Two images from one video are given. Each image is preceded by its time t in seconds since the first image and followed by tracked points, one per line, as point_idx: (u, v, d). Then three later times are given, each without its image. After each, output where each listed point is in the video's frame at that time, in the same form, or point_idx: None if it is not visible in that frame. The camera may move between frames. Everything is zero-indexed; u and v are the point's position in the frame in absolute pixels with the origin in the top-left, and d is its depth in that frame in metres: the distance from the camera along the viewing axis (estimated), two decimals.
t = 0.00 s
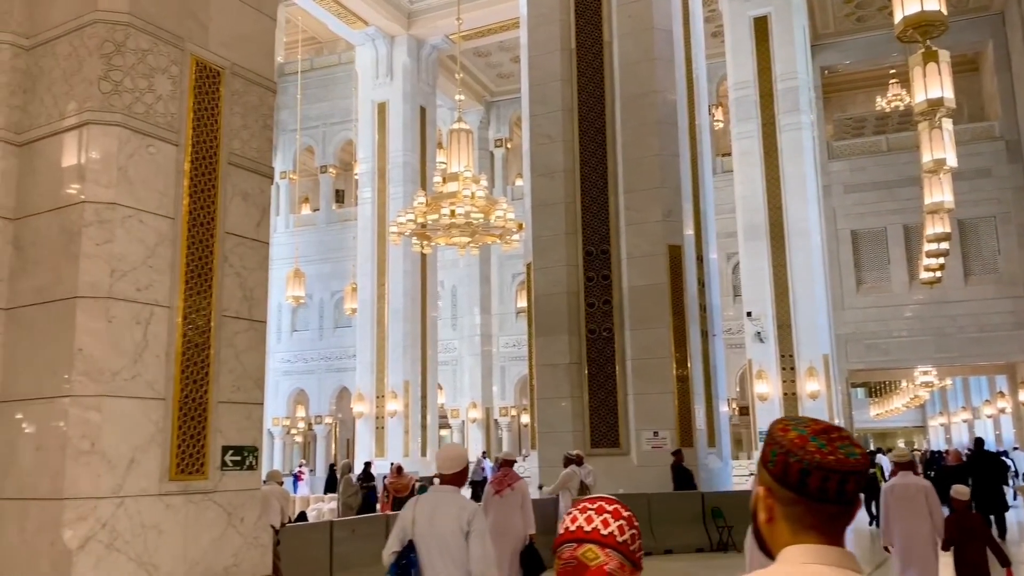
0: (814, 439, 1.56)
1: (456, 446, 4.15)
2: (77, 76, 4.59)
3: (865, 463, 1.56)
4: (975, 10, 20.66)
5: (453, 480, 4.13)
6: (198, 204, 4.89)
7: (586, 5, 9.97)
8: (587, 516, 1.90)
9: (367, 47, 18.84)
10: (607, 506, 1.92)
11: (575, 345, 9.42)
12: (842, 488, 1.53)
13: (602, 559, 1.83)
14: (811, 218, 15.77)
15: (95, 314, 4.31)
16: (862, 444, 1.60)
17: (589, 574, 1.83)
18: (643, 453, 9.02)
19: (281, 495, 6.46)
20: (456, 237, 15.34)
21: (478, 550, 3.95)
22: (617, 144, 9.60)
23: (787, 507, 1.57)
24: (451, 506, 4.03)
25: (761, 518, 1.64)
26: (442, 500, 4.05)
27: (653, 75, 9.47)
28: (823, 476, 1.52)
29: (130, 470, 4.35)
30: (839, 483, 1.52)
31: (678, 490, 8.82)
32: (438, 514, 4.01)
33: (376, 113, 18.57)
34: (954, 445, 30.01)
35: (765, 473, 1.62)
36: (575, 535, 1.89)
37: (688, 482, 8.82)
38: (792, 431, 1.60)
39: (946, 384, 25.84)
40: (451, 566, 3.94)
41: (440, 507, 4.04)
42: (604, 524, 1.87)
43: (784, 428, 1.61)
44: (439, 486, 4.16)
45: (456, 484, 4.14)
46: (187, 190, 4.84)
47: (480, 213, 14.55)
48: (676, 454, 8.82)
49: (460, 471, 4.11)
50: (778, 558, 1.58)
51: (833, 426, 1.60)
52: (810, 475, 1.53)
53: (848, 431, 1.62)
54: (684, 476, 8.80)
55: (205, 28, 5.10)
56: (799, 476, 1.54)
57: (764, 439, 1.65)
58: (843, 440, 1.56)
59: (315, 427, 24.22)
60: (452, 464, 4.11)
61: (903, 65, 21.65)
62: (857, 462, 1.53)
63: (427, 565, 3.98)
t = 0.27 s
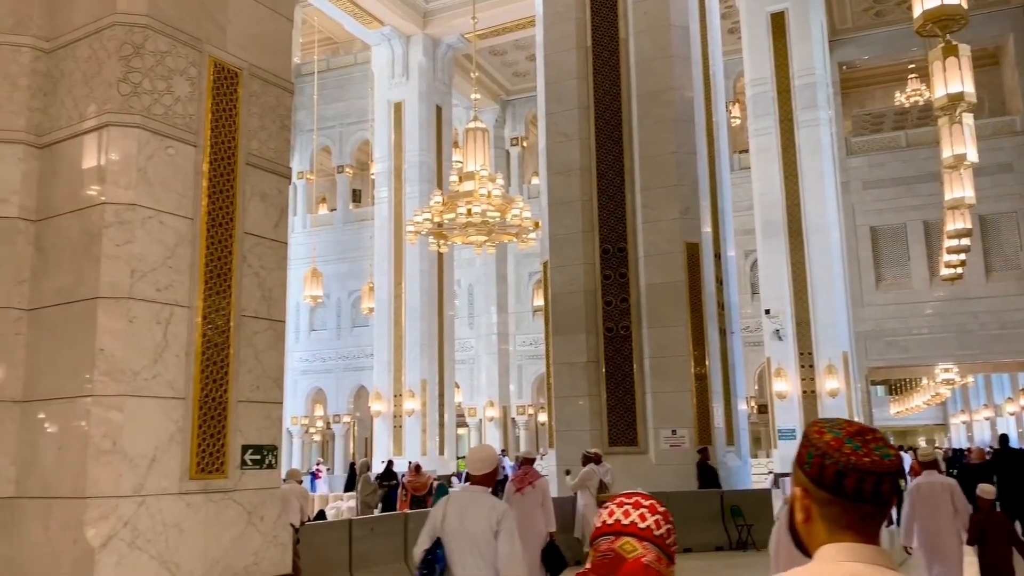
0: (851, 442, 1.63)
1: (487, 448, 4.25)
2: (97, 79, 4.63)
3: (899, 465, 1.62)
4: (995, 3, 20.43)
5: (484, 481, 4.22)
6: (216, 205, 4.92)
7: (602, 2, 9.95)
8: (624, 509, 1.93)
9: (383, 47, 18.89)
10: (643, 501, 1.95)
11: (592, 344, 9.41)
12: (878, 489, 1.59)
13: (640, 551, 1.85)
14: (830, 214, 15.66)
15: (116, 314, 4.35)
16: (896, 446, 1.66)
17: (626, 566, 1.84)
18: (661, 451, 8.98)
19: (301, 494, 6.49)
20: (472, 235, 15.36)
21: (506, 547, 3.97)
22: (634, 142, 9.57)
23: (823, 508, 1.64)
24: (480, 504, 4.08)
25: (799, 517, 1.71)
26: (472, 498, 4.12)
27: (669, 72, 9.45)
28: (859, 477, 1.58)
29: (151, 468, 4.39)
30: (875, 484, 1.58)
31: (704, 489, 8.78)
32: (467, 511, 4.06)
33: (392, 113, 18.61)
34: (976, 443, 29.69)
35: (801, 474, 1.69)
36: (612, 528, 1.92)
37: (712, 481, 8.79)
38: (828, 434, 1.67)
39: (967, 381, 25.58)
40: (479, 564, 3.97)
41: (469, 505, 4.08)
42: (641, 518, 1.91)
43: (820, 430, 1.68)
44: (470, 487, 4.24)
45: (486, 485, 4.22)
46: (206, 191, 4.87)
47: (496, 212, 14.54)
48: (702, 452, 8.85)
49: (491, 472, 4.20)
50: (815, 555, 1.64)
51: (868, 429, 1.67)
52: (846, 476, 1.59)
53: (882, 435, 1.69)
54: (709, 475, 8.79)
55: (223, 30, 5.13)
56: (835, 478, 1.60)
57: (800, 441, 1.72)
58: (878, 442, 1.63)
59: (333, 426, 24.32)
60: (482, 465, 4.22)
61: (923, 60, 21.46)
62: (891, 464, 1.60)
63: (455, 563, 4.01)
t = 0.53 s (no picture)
0: (881, 446, 1.61)
1: (522, 450, 4.32)
2: (118, 81, 4.67)
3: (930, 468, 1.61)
4: None
5: (517, 481, 4.26)
6: (237, 205, 4.95)
7: None
8: (664, 506, 1.89)
9: (399, 47, 18.93)
10: (683, 499, 1.91)
11: (610, 342, 9.39)
12: (908, 493, 1.58)
13: (681, 547, 1.80)
14: (850, 211, 15.54)
15: (138, 314, 4.39)
16: (928, 450, 1.64)
17: (669, 561, 1.78)
18: (680, 450, 8.95)
19: (321, 492, 6.52)
20: (490, 235, 15.37)
21: (542, 548, 4.00)
22: (651, 139, 9.54)
23: (854, 509, 1.63)
24: (516, 504, 4.11)
25: (830, 518, 1.71)
26: (508, 499, 4.14)
27: (687, 69, 9.42)
28: (889, 481, 1.58)
29: (174, 467, 4.42)
30: (905, 488, 1.57)
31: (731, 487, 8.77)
32: (503, 510, 4.09)
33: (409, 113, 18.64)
34: (1000, 441, 29.36)
35: (832, 476, 1.68)
36: (653, 524, 1.87)
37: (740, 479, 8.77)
38: (859, 438, 1.66)
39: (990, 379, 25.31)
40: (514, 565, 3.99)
41: (505, 505, 4.11)
42: (682, 515, 1.87)
43: (851, 435, 1.67)
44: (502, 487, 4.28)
45: (519, 486, 4.27)
46: (226, 192, 4.90)
47: (514, 210, 14.54)
48: (731, 451, 8.84)
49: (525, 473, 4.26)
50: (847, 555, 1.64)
51: (899, 433, 1.66)
52: (876, 480, 1.58)
53: (915, 438, 1.67)
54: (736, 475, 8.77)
55: (242, 31, 5.16)
56: (865, 481, 1.60)
57: (831, 445, 1.71)
58: (910, 446, 1.61)
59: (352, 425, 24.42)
60: (515, 467, 4.28)
61: (944, 54, 21.26)
62: (920, 468, 1.58)
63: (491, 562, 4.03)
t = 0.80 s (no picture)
0: (912, 437, 1.59)
1: (564, 445, 4.27)
2: (146, 84, 4.73)
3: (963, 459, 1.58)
4: None
5: (559, 477, 4.21)
6: (263, 205, 4.99)
7: None
8: (718, 507, 1.89)
9: (423, 47, 18.98)
10: (735, 499, 1.91)
11: (636, 340, 9.35)
12: (938, 482, 1.56)
13: (736, 546, 1.81)
14: (878, 206, 15.35)
15: (167, 314, 4.44)
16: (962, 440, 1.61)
17: (723, 560, 1.80)
18: (707, 448, 8.90)
19: (348, 490, 6.55)
20: (514, 233, 15.36)
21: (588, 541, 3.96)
22: (676, 136, 9.48)
23: (887, 498, 1.61)
24: (561, 499, 4.05)
25: (866, 507, 1.69)
26: (553, 494, 4.08)
27: (711, 65, 9.37)
28: (919, 469, 1.56)
29: (204, 465, 4.47)
30: (936, 477, 1.55)
31: (767, 487, 8.69)
32: (550, 505, 4.02)
33: (433, 112, 18.67)
34: None
35: (866, 466, 1.66)
36: (708, 524, 1.87)
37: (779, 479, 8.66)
38: (891, 429, 1.64)
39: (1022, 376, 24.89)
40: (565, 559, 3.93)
41: (550, 498, 4.05)
42: (733, 515, 1.87)
43: (883, 426, 1.66)
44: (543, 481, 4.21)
45: (561, 481, 4.21)
46: (253, 192, 4.94)
47: (538, 209, 14.52)
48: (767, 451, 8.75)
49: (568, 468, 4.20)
50: (882, 543, 1.60)
51: (930, 425, 1.63)
52: (908, 469, 1.56)
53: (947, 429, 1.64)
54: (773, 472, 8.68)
55: (268, 32, 5.20)
56: (897, 469, 1.58)
57: (864, 437, 1.70)
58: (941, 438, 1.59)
59: (378, 423, 24.53)
60: (557, 462, 4.22)
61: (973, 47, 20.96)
62: (952, 457, 1.56)
63: (543, 555, 3.95)
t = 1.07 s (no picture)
0: (942, 435, 1.58)
1: (594, 439, 4.17)
2: (170, 85, 4.77)
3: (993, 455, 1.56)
4: None
5: (592, 471, 4.14)
6: (286, 205, 5.02)
7: None
8: (763, 500, 2.04)
9: (443, 45, 19.01)
10: (779, 493, 2.06)
11: (658, 338, 9.32)
12: (967, 478, 1.54)
13: (779, 538, 1.96)
14: (903, 202, 15.20)
15: (192, 313, 4.48)
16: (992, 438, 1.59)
17: (768, 551, 1.95)
18: (730, 446, 8.85)
19: (372, 488, 6.59)
20: (534, 231, 15.35)
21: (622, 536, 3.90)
22: (697, 132, 9.44)
23: (918, 494, 1.59)
24: (592, 493, 3.98)
25: (896, 503, 1.67)
26: (586, 489, 4.02)
27: (732, 61, 9.31)
28: (951, 465, 1.54)
29: (229, 463, 4.50)
30: (967, 472, 1.53)
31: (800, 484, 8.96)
32: (582, 500, 3.97)
33: (453, 111, 18.69)
34: None
35: (897, 463, 1.64)
36: (753, 516, 2.03)
37: (811, 476, 8.93)
38: (921, 427, 1.62)
39: None
40: (602, 554, 3.87)
41: (582, 494, 3.99)
42: (776, 508, 2.02)
43: (913, 424, 1.64)
44: (577, 477, 4.15)
45: (594, 476, 4.15)
46: (276, 192, 4.97)
47: (558, 206, 14.50)
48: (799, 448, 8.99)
49: (599, 463, 4.12)
50: (913, 539, 1.59)
51: (960, 422, 1.61)
52: (939, 467, 1.55)
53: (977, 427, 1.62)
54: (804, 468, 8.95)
55: (290, 33, 5.23)
56: (926, 466, 1.56)
57: (893, 436, 1.68)
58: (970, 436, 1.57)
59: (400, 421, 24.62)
60: (589, 456, 4.14)
61: (999, 40, 20.69)
62: (981, 453, 1.54)
63: (581, 550, 3.90)
